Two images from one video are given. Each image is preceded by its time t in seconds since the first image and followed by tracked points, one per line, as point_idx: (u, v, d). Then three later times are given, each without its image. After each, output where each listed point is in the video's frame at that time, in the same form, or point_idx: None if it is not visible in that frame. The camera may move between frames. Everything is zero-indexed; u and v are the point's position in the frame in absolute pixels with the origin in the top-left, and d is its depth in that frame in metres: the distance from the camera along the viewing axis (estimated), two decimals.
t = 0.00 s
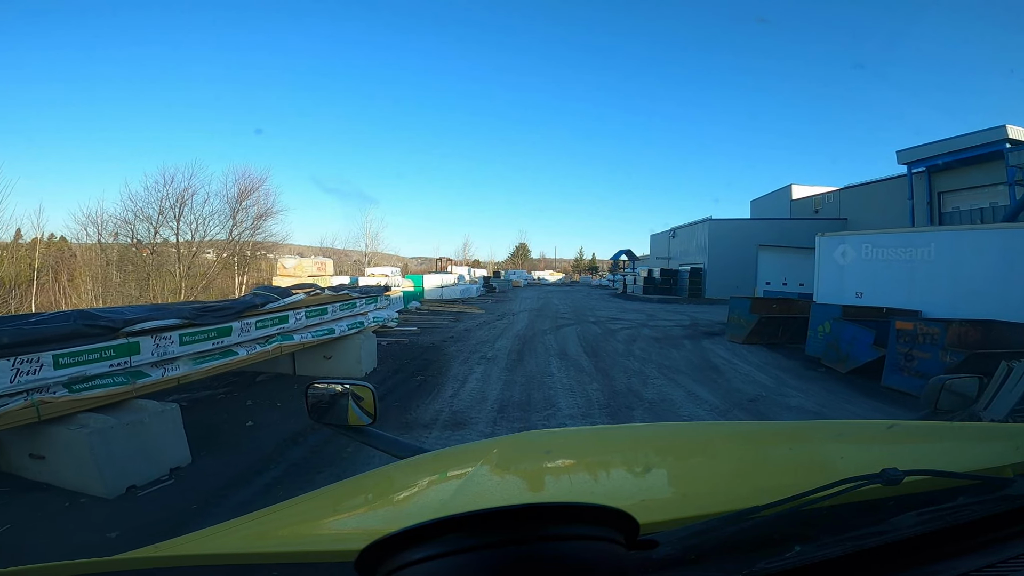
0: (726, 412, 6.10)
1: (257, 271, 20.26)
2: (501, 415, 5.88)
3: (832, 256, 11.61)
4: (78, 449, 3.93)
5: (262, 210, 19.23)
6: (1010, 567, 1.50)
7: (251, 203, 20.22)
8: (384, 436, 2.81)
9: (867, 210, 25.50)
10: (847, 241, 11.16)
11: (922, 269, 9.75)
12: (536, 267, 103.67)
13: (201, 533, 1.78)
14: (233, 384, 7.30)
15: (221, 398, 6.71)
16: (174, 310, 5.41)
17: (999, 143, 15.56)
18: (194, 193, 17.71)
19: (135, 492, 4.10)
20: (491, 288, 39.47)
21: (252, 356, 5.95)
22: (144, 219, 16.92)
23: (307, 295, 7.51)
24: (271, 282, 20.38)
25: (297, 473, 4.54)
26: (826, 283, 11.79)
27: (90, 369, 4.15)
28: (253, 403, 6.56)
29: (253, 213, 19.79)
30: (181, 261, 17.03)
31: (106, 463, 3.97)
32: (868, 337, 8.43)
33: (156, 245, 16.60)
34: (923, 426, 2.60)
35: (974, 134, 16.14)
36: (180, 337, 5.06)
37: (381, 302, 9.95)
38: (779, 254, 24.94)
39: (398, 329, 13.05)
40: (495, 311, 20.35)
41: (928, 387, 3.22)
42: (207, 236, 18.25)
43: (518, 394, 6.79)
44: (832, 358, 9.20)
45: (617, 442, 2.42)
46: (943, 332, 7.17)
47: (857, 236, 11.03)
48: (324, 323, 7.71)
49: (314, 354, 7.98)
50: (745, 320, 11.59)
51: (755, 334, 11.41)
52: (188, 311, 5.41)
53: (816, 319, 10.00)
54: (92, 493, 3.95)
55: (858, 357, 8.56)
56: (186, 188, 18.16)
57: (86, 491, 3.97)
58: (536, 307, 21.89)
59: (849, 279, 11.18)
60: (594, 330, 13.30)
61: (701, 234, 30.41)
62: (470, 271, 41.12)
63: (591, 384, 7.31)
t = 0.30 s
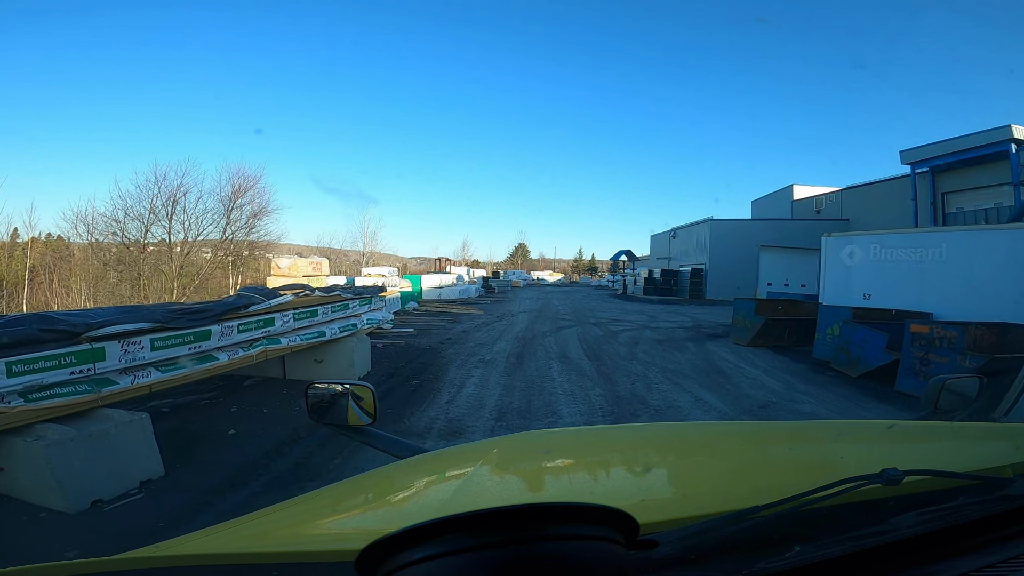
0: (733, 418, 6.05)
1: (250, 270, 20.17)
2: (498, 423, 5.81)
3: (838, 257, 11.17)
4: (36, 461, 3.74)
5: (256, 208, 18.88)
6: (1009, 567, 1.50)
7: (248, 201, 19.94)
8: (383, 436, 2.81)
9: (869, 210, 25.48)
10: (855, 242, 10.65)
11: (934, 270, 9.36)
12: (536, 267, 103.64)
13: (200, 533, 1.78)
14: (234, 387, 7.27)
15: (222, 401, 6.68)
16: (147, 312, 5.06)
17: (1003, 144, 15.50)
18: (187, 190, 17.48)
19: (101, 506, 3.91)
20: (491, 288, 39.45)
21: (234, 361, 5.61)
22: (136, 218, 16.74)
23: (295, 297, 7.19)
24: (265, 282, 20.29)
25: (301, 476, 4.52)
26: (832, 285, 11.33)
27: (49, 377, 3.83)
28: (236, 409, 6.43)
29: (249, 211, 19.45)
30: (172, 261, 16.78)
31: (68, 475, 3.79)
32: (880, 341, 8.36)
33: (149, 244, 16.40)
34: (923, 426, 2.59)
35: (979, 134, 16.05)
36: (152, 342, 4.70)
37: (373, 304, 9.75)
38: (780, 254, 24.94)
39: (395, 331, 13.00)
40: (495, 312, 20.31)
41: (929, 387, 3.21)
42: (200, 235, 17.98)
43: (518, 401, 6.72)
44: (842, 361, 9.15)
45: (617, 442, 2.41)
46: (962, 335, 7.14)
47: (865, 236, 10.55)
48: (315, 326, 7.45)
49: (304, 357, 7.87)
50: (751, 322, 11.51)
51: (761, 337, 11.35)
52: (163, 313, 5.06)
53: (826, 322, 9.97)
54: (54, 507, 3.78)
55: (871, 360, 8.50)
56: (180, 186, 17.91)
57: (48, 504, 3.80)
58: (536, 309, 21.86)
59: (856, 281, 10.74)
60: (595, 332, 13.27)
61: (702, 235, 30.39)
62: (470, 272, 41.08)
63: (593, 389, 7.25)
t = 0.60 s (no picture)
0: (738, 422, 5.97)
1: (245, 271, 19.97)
2: (497, 430, 5.66)
3: (845, 258, 11.16)
4: None
5: (249, 207, 18.57)
6: (1009, 567, 1.50)
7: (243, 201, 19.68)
8: (384, 437, 2.82)
9: (871, 211, 25.49)
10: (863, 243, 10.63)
11: (943, 272, 9.37)
12: (534, 267, 103.32)
13: (200, 533, 1.78)
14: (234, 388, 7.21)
15: (222, 402, 6.61)
16: (114, 317, 4.73)
17: (1008, 143, 15.50)
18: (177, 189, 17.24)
19: (61, 522, 3.64)
20: (491, 289, 39.44)
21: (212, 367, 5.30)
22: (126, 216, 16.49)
23: (283, 298, 6.89)
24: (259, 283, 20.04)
25: (306, 474, 4.51)
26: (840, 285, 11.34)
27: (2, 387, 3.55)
28: (219, 417, 6.01)
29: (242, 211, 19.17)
30: (162, 261, 16.53)
31: (22, 492, 3.52)
32: (892, 344, 8.02)
33: (143, 243, 16.19)
34: (924, 426, 2.59)
35: (983, 134, 16.06)
36: (119, 347, 4.40)
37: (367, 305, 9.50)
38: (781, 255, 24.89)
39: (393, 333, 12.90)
40: (495, 313, 20.26)
41: (929, 387, 3.22)
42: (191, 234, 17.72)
43: (518, 407, 6.57)
44: (851, 365, 8.87)
45: (618, 442, 2.40)
46: (980, 340, 6.84)
47: (872, 237, 10.53)
48: (304, 328, 7.16)
49: (293, 361, 7.50)
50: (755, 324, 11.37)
51: (767, 338, 11.20)
52: (132, 316, 4.74)
53: (835, 324, 9.71)
54: (10, 524, 3.52)
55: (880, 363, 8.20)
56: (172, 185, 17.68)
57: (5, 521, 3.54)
58: (535, 310, 21.81)
59: (863, 282, 10.79)
60: (596, 334, 13.23)
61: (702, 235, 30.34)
62: (468, 272, 41.06)
63: (594, 394, 7.09)
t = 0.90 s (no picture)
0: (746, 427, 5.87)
1: (236, 272, 19.70)
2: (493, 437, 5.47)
3: (849, 258, 11.11)
4: None
5: (242, 206, 18.28)
6: (1009, 567, 1.50)
7: (235, 200, 19.38)
8: (383, 436, 2.82)
9: (872, 210, 25.48)
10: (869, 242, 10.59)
11: (951, 272, 9.33)
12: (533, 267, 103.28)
13: (200, 532, 1.78)
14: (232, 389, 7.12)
15: (221, 403, 6.55)
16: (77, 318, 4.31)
17: (1011, 143, 15.48)
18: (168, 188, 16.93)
19: (14, 539, 3.36)
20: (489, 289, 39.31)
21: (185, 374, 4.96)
22: (117, 215, 16.12)
23: (269, 299, 6.53)
24: (251, 283, 19.99)
25: (309, 473, 4.47)
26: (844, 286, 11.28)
27: None
28: (198, 424, 5.76)
29: (235, 210, 18.89)
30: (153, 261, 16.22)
31: None
32: (905, 346, 7.91)
33: (140, 242, 15.85)
34: (923, 426, 2.59)
35: (986, 134, 16.04)
36: (82, 354, 3.99)
37: (358, 306, 9.22)
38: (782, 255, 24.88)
39: (390, 335, 12.79)
40: (493, 314, 20.17)
41: (929, 387, 3.21)
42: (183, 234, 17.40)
43: (516, 415, 6.36)
44: (861, 368, 8.70)
45: (616, 442, 2.40)
46: (999, 341, 6.79)
47: (878, 237, 10.49)
48: (290, 332, 6.90)
49: (281, 365, 7.28)
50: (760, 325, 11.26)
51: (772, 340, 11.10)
52: (98, 318, 4.31)
53: (842, 326, 9.56)
54: None
55: (892, 366, 8.04)
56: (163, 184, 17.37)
57: None
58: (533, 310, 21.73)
59: (869, 282, 10.75)
60: (597, 335, 13.13)
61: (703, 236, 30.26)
62: (466, 273, 40.95)
63: (595, 399, 6.98)
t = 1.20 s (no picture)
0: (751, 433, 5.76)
1: (233, 271, 19.68)
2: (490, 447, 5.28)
3: (857, 259, 11.18)
4: None
5: (237, 206, 18.04)
6: (1009, 567, 1.50)
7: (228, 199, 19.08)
8: (383, 436, 2.82)
9: (874, 210, 25.46)
10: (876, 243, 10.67)
11: (959, 273, 9.33)
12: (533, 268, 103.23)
13: (201, 533, 1.78)
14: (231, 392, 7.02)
15: (220, 405, 6.47)
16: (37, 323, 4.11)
17: (1015, 143, 15.45)
18: (161, 186, 16.56)
19: None
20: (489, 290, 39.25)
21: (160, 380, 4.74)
22: (108, 213, 15.77)
23: (253, 301, 6.30)
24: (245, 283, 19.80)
25: (312, 475, 4.44)
26: (853, 287, 11.33)
27: None
28: (180, 430, 5.48)
29: (228, 209, 18.62)
30: (144, 261, 15.97)
31: None
32: (918, 350, 7.65)
33: (133, 243, 15.70)
34: (924, 426, 2.59)
35: (989, 133, 16.01)
36: (40, 360, 3.79)
37: (352, 307, 8.96)
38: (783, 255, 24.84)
39: (388, 337, 12.69)
40: (493, 315, 20.09)
41: (929, 387, 3.22)
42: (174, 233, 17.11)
43: (515, 422, 6.16)
44: (872, 371, 8.53)
45: (615, 442, 2.40)
46: (1019, 345, 6.33)
47: (886, 237, 10.57)
48: (278, 335, 6.68)
49: (270, 370, 7.06)
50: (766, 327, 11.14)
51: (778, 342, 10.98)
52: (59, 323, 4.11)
53: (851, 327, 9.29)
54: None
55: (907, 369, 7.81)
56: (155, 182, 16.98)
57: None
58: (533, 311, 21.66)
59: (877, 283, 10.81)
60: (598, 337, 13.08)
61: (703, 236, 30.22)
62: (466, 273, 40.87)
63: (598, 403, 6.85)
